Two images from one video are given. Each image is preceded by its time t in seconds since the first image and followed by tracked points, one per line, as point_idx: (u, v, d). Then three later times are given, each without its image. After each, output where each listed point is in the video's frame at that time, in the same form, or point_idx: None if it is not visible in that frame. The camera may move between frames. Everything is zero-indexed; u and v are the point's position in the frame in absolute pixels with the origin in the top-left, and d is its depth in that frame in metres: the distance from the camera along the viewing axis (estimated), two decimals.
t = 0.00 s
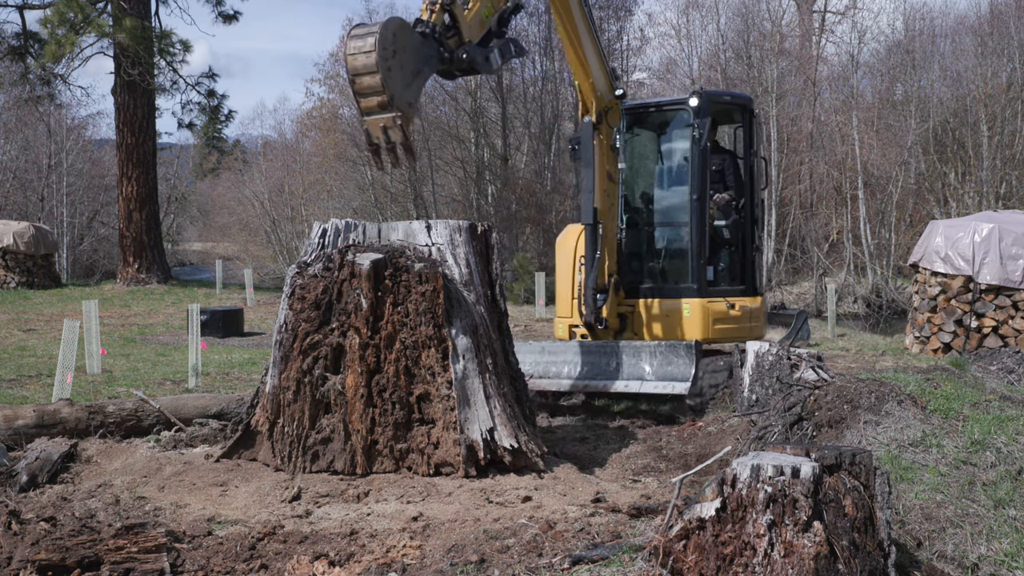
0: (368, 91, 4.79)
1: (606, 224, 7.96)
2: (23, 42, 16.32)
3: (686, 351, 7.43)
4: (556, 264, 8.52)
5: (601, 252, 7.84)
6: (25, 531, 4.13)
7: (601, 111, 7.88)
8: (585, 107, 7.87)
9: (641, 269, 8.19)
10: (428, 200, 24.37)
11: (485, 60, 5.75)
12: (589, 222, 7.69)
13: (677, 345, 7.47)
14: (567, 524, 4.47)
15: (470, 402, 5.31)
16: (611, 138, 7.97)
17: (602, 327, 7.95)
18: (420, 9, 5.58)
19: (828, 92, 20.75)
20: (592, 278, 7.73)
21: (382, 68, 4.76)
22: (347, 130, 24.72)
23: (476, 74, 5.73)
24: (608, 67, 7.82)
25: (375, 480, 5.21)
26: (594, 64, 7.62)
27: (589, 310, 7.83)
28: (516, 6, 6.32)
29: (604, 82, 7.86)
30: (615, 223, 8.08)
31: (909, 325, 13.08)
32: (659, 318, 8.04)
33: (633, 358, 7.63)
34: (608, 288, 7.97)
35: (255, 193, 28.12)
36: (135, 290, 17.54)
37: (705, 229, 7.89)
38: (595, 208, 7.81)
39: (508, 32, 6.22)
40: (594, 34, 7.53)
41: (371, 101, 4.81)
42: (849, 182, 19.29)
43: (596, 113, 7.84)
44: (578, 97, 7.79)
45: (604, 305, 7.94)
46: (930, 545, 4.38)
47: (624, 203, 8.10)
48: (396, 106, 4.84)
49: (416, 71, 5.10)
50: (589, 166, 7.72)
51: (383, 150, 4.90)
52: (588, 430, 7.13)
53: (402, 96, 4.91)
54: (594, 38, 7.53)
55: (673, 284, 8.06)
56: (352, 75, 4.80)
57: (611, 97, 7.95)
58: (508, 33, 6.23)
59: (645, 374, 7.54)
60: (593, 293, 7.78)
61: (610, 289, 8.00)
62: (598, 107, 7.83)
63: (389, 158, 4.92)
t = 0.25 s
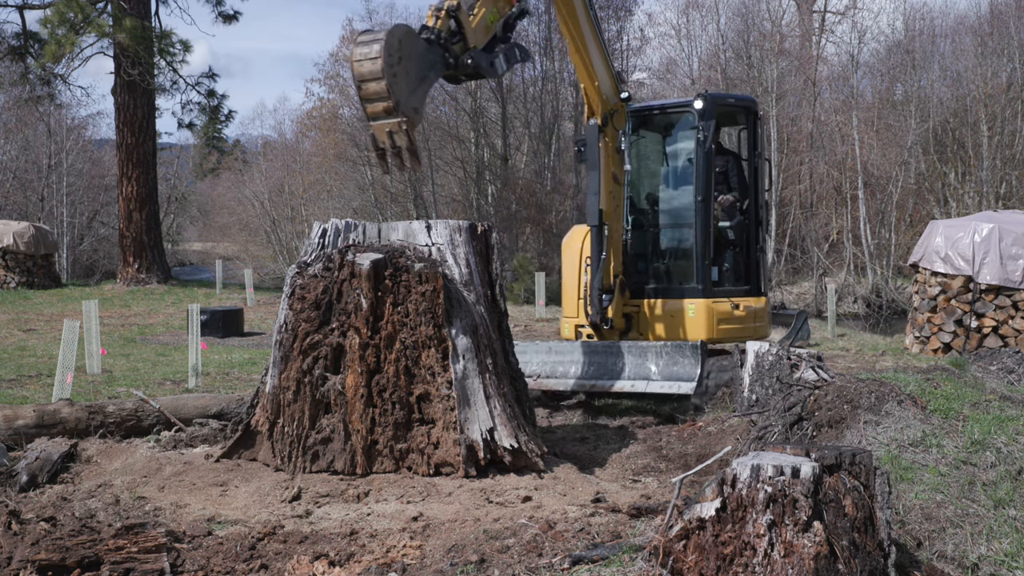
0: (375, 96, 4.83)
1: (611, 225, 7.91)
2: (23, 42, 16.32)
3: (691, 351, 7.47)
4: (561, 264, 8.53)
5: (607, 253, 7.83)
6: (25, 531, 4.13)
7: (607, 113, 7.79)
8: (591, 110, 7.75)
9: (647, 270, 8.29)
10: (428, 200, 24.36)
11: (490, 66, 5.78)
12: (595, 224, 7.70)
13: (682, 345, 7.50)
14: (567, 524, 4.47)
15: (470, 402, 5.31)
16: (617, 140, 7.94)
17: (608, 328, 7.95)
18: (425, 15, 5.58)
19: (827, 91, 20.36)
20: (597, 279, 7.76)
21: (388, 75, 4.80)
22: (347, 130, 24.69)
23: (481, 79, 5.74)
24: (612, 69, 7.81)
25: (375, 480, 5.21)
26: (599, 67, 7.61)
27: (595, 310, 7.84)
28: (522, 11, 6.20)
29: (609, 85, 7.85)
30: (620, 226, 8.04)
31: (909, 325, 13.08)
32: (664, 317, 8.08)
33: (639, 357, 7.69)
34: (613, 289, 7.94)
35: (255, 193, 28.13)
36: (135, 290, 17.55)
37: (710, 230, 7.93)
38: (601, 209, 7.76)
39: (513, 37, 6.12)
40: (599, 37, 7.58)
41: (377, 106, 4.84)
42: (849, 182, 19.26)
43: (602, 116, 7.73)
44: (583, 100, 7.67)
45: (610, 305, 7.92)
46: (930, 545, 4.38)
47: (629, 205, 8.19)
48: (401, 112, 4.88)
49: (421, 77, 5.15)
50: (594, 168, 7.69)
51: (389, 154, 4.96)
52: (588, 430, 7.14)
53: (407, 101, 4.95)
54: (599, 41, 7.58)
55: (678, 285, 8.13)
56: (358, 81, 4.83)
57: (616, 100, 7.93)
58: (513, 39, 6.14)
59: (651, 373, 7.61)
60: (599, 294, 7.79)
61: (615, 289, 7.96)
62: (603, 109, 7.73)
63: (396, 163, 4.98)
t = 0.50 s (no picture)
0: (392, 98, 5.01)
1: (619, 226, 7.96)
2: (23, 42, 16.32)
3: (699, 350, 7.55)
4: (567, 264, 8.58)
5: (615, 254, 7.88)
6: (25, 531, 4.13)
7: (615, 115, 7.86)
8: (599, 111, 7.81)
9: (653, 270, 8.34)
10: (428, 200, 24.34)
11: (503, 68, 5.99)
12: (604, 224, 7.69)
13: (690, 345, 7.60)
14: (567, 524, 4.47)
15: (470, 402, 5.31)
16: (624, 141, 7.99)
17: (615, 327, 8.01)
18: (441, 18, 5.78)
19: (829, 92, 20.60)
20: (605, 278, 7.74)
21: (405, 77, 4.96)
22: (347, 130, 24.67)
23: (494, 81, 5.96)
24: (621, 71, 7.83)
25: (375, 480, 5.21)
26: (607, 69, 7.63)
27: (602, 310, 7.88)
28: (534, 14, 6.43)
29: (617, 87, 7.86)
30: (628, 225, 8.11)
31: (909, 325, 13.08)
32: (671, 318, 8.10)
33: (647, 357, 7.77)
34: (621, 289, 8.02)
35: (255, 193, 28.13)
36: (135, 290, 17.54)
37: (716, 232, 8.01)
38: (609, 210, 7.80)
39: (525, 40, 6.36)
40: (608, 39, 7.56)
41: (395, 108, 5.03)
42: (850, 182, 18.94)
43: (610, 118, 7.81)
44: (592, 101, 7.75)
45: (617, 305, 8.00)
46: (930, 545, 4.38)
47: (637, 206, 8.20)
48: (418, 113, 5.06)
49: (437, 78, 5.32)
50: (603, 169, 7.73)
51: (405, 154, 5.12)
52: (588, 430, 7.13)
53: (424, 103, 5.13)
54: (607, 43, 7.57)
55: (685, 284, 8.16)
56: (376, 82, 5.01)
57: (623, 101, 7.97)
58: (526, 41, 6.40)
59: (659, 373, 7.68)
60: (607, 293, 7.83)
61: (623, 289, 8.06)
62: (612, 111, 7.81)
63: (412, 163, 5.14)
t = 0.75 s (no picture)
0: (405, 97, 5.14)
1: (625, 226, 7.98)
2: (23, 42, 16.32)
3: (704, 349, 7.56)
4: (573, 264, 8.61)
5: (621, 254, 7.90)
6: (25, 531, 4.13)
7: (623, 116, 7.86)
8: (606, 113, 7.83)
9: (659, 270, 8.33)
10: (428, 201, 24.33)
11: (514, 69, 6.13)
12: (610, 224, 7.76)
13: (696, 344, 7.62)
14: (567, 524, 4.47)
15: (470, 402, 5.30)
16: (631, 142, 7.99)
17: (621, 327, 8.02)
18: (455, 19, 5.90)
19: (828, 91, 20.27)
20: (611, 278, 7.83)
21: (418, 76, 5.09)
22: (347, 130, 24.66)
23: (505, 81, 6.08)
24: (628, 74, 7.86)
25: (375, 480, 5.21)
26: (615, 70, 7.69)
27: (609, 309, 7.89)
28: (544, 15, 6.57)
29: (625, 89, 7.89)
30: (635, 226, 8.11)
31: (909, 325, 13.08)
32: (676, 317, 8.12)
33: (654, 356, 7.80)
34: (627, 288, 8.02)
35: (255, 193, 28.12)
36: (135, 290, 17.54)
37: (722, 233, 7.98)
38: (615, 211, 7.83)
39: (536, 41, 6.52)
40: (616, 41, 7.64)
41: (408, 106, 5.15)
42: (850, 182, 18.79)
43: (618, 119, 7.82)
44: (599, 102, 7.77)
45: (623, 304, 8.00)
46: (930, 545, 4.38)
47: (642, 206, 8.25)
48: (431, 112, 5.18)
49: (451, 78, 5.44)
50: (609, 170, 7.79)
51: (418, 153, 5.24)
52: (588, 429, 7.13)
53: (437, 102, 5.25)
54: (615, 45, 7.70)
55: (690, 285, 8.17)
56: (390, 81, 5.14)
57: (631, 103, 7.97)
58: (536, 42, 6.55)
59: (665, 371, 7.72)
60: (614, 292, 7.85)
61: (629, 289, 8.05)
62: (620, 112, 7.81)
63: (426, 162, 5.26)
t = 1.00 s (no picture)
0: (409, 98, 5.15)
1: (627, 226, 7.99)
2: (23, 42, 16.32)
3: (706, 349, 7.49)
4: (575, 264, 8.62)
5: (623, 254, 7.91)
6: (25, 531, 4.13)
7: (625, 117, 7.90)
8: (609, 113, 7.92)
9: (660, 271, 8.32)
10: (428, 201, 24.33)
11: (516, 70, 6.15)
12: (611, 224, 7.77)
13: (698, 344, 7.55)
14: (567, 524, 4.47)
15: (470, 402, 5.30)
16: (633, 143, 8.00)
17: (623, 327, 8.03)
18: (457, 19, 5.90)
19: (828, 91, 20.30)
20: (614, 278, 7.85)
21: (423, 76, 5.09)
22: (347, 130, 24.66)
23: (508, 81, 6.12)
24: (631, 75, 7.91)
25: (375, 480, 5.21)
26: (617, 70, 7.72)
27: (610, 309, 7.90)
28: (547, 16, 6.59)
29: (627, 90, 7.93)
30: (637, 226, 8.12)
31: (909, 325, 13.08)
32: (677, 318, 8.11)
33: (655, 355, 7.77)
34: (628, 288, 8.03)
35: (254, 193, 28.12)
36: (135, 290, 17.54)
37: (723, 233, 7.98)
38: (617, 211, 7.85)
39: (538, 41, 6.52)
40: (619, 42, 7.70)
41: (412, 107, 5.15)
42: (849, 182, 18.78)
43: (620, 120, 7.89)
44: (602, 103, 7.87)
45: (625, 305, 8.00)
46: (930, 545, 4.38)
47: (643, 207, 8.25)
48: (435, 112, 5.18)
49: (454, 79, 5.44)
50: (610, 170, 7.83)
51: (422, 153, 5.23)
52: (589, 429, 7.12)
53: (441, 103, 5.25)
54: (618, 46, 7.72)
55: (691, 285, 8.17)
56: (394, 82, 5.14)
57: (633, 104, 8.00)
58: (538, 43, 6.55)
59: (666, 371, 7.69)
60: (615, 293, 7.86)
61: (631, 289, 8.06)
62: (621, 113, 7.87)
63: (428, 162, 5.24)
